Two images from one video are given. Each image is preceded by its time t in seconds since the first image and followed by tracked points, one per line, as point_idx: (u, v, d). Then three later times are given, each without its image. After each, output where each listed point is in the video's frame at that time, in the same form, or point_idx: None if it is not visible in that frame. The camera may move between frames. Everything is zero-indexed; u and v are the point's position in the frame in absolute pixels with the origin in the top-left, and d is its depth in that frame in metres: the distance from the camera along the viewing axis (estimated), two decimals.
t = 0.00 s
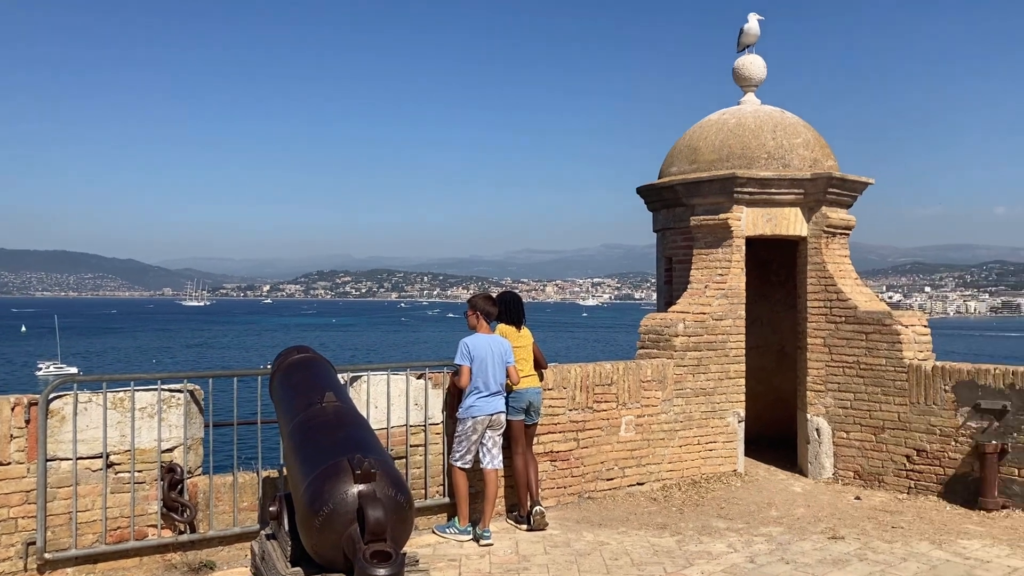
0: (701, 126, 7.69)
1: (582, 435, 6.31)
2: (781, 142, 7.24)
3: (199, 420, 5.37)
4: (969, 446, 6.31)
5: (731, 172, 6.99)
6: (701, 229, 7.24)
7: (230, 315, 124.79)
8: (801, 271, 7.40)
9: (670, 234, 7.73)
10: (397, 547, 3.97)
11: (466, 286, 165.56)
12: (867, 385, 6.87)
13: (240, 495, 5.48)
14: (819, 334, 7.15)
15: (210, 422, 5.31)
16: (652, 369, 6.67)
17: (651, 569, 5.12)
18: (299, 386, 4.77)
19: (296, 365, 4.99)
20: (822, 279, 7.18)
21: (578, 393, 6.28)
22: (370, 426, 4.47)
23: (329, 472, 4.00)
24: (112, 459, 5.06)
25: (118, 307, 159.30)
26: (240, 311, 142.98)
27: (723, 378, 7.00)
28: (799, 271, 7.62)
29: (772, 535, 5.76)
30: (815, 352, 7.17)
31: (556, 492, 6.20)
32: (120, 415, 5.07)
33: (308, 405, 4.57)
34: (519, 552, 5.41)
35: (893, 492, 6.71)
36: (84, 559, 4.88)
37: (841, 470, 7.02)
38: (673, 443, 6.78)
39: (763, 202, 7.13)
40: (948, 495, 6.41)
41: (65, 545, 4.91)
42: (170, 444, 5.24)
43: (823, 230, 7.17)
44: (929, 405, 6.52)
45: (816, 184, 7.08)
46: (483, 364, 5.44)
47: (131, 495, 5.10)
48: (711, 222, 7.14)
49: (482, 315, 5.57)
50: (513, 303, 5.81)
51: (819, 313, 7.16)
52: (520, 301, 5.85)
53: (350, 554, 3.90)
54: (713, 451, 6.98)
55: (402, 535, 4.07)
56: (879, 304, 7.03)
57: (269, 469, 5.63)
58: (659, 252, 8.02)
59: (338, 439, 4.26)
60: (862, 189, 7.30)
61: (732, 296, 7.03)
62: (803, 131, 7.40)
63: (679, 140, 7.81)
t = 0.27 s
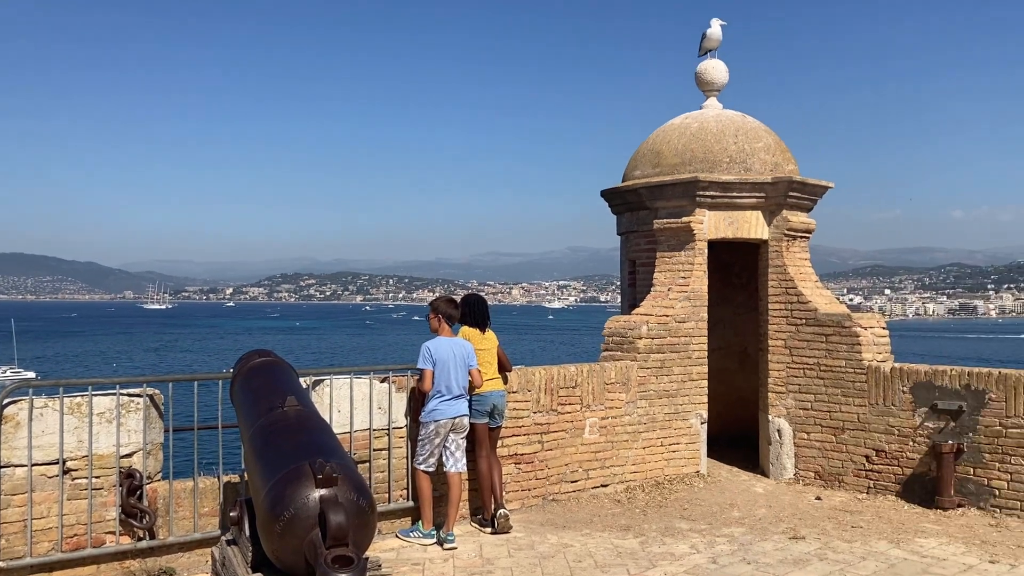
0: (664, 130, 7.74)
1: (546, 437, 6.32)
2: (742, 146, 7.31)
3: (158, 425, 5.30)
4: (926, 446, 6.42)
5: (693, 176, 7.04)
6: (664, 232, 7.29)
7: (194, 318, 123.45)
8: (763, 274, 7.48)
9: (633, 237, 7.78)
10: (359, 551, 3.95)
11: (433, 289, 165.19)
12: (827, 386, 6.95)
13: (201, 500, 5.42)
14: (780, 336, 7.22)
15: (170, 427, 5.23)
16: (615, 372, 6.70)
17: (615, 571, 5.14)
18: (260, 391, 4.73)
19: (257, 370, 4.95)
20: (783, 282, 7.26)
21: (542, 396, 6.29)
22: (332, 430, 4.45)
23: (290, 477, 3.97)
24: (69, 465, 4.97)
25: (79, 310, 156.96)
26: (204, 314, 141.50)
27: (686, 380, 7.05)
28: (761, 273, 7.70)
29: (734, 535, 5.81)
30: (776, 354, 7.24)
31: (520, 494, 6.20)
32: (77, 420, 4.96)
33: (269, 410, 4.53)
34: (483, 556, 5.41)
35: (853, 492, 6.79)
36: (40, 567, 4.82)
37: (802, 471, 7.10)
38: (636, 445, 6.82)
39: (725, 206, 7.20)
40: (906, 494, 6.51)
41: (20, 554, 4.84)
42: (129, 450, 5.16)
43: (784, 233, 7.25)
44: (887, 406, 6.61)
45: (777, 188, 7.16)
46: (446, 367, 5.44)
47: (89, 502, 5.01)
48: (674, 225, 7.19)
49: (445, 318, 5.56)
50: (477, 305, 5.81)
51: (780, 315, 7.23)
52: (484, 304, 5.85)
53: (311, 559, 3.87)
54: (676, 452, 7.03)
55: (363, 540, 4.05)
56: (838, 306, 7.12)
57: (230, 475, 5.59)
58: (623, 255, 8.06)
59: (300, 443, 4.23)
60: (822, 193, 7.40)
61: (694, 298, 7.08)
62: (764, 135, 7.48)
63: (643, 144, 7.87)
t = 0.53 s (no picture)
0: (627, 134, 7.79)
1: (511, 440, 6.33)
2: (705, 150, 7.37)
3: (117, 430, 5.24)
4: (885, 446, 6.51)
5: (656, 179, 7.09)
6: (628, 235, 7.34)
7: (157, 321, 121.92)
8: (725, 277, 7.55)
9: (598, 240, 7.82)
10: (321, 557, 3.92)
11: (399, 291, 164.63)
12: (788, 388, 7.03)
13: (160, 506, 5.35)
14: (742, 338, 7.29)
15: (128, 432, 5.18)
16: (579, 374, 6.72)
17: (579, 573, 5.15)
18: (220, 395, 4.68)
19: (217, 374, 4.90)
20: (744, 285, 7.33)
21: (507, 399, 6.30)
22: (294, 435, 4.42)
23: (251, 481, 3.93)
24: (24, 472, 4.90)
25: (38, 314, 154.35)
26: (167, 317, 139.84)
27: (649, 382, 7.09)
28: (723, 276, 7.77)
29: (697, 536, 5.85)
30: (738, 356, 7.31)
31: (484, 497, 6.20)
32: (33, 426, 4.91)
33: (229, 414, 4.49)
34: (447, 559, 5.40)
35: (814, 492, 6.87)
36: None
37: (764, 471, 7.17)
38: (600, 447, 6.84)
39: (687, 209, 7.26)
40: (865, 494, 6.60)
41: None
42: (86, 455, 5.07)
43: (746, 237, 7.33)
44: (847, 407, 6.70)
45: (738, 192, 7.23)
46: (409, 371, 5.43)
47: (45, 509, 4.93)
48: (638, 228, 7.23)
49: (408, 321, 5.55)
50: (442, 308, 5.80)
51: (742, 317, 7.31)
52: (449, 307, 5.84)
53: (272, 564, 3.83)
54: (639, 454, 7.07)
55: (325, 545, 4.02)
56: (799, 309, 7.21)
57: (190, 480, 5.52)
58: (587, 257, 8.09)
59: (261, 447, 4.19)
60: (782, 197, 7.48)
61: (658, 301, 7.13)
62: (726, 140, 7.55)
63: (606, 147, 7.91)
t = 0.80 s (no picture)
0: (592, 137, 7.82)
1: (475, 442, 6.32)
2: (669, 154, 7.42)
3: (75, 434, 5.15)
4: (845, 446, 6.60)
5: (620, 182, 7.13)
6: (592, 238, 7.37)
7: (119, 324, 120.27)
8: (688, 279, 7.60)
9: (563, 242, 7.84)
10: (282, 562, 3.89)
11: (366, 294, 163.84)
12: (750, 389, 7.09)
13: (118, 512, 5.28)
14: (705, 340, 7.35)
15: (86, 436, 5.11)
16: (544, 376, 6.73)
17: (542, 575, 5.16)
18: (180, 399, 4.63)
19: (177, 377, 4.85)
20: (707, 287, 7.39)
21: (472, 401, 6.29)
22: (256, 439, 4.38)
23: (211, 486, 3.89)
24: None
25: None
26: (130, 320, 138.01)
27: (613, 384, 7.12)
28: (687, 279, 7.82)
29: (660, 537, 5.88)
30: (701, 358, 7.37)
31: (449, 500, 6.19)
32: None
33: (189, 418, 4.44)
34: (410, 562, 5.38)
35: (776, 492, 6.94)
36: None
37: (727, 472, 7.23)
38: (565, 449, 6.86)
39: (651, 212, 7.30)
40: (826, 494, 6.68)
41: None
42: (42, 461, 5.01)
43: (708, 239, 7.39)
44: (808, 408, 6.78)
45: (701, 196, 7.29)
46: (372, 374, 5.41)
47: None
48: (602, 231, 7.27)
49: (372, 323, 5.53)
50: (408, 311, 5.79)
51: (705, 319, 7.36)
52: (414, 310, 5.83)
53: (232, 570, 3.79)
54: (604, 455, 7.10)
55: (286, 550, 3.99)
56: (761, 311, 7.28)
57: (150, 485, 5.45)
58: (552, 260, 8.11)
59: (222, 452, 4.15)
60: (745, 200, 7.55)
61: (622, 303, 7.16)
62: (690, 143, 7.61)
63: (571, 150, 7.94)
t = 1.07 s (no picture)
0: (557, 139, 7.84)
1: (440, 445, 6.31)
2: (633, 157, 7.46)
3: (31, 439, 5.06)
4: (806, 446, 6.67)
5: (585, 185, 7.16)
6: (557, 240, 7.39)
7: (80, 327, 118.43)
8: (652, 282, 7.65)
9: (528, 244, 7.85)
10: (244, 567, 3.85)
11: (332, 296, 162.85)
12: (714, 391, 7.15)
13: (76, 518, 5.20)
14: (669, 342, 7.40)
15: (43, 441, 5.02)
16: (509, 378, 6.74)
17: None
18: (140, 402, 4.57)
19: (137, 381, 4.78)
20: (671, 289, 7.44)
21: (437, 404, 6.27)
22: (217, 443, 4.33)
23: (171, 490, 3.84)
24: None
25: None
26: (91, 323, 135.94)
27: (578, 386, 7.14)
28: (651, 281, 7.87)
29: (624, 538, 5.91)
30: (665, 360, 7.41)
31: (413, 503, 6.16)
32: None
33: (149, 422, 4.38)
34: (374, 566, 5.35)
35: (738, 493, 7.00)
36: None
37: (690, 473, 7.28)
38: (529, 451, 6.87)
39: (615, 215, 7.34)
40: (788, 494, 6.75)
41: None
42: None
43: (672, 242, 7.44)
44: (770, 409, 6.85)
45: (665, 198, 7.34)
46: (336, 377, 5.38)
47: None
48: (567, 233, 7.29)
49: (335, 326, 5.50)
50: (374, 314, 5.79)
51: (669, 321, 7.41)
52: (378, 312, 5.81)
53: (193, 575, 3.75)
54: (568, 457, 7.11)
55: (248, 555, 3.95)
56: (724, 313, 7.34)
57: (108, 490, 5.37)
58: (517, 262, 8.12)
59: (182, 456, 4.10)
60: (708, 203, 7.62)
61: (586, 305, 7.19)
62: (654, 147, 7.66)
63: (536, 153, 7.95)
